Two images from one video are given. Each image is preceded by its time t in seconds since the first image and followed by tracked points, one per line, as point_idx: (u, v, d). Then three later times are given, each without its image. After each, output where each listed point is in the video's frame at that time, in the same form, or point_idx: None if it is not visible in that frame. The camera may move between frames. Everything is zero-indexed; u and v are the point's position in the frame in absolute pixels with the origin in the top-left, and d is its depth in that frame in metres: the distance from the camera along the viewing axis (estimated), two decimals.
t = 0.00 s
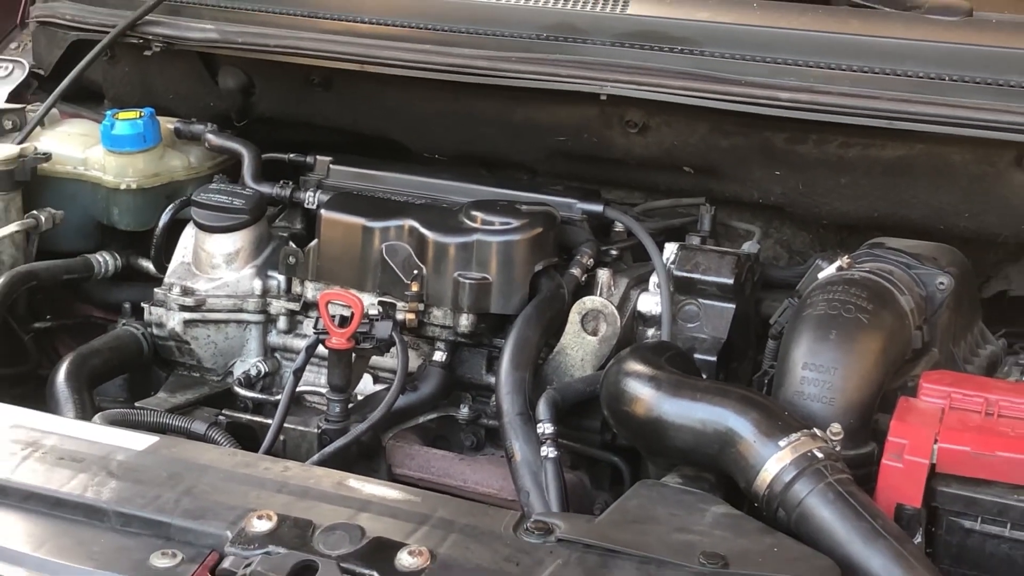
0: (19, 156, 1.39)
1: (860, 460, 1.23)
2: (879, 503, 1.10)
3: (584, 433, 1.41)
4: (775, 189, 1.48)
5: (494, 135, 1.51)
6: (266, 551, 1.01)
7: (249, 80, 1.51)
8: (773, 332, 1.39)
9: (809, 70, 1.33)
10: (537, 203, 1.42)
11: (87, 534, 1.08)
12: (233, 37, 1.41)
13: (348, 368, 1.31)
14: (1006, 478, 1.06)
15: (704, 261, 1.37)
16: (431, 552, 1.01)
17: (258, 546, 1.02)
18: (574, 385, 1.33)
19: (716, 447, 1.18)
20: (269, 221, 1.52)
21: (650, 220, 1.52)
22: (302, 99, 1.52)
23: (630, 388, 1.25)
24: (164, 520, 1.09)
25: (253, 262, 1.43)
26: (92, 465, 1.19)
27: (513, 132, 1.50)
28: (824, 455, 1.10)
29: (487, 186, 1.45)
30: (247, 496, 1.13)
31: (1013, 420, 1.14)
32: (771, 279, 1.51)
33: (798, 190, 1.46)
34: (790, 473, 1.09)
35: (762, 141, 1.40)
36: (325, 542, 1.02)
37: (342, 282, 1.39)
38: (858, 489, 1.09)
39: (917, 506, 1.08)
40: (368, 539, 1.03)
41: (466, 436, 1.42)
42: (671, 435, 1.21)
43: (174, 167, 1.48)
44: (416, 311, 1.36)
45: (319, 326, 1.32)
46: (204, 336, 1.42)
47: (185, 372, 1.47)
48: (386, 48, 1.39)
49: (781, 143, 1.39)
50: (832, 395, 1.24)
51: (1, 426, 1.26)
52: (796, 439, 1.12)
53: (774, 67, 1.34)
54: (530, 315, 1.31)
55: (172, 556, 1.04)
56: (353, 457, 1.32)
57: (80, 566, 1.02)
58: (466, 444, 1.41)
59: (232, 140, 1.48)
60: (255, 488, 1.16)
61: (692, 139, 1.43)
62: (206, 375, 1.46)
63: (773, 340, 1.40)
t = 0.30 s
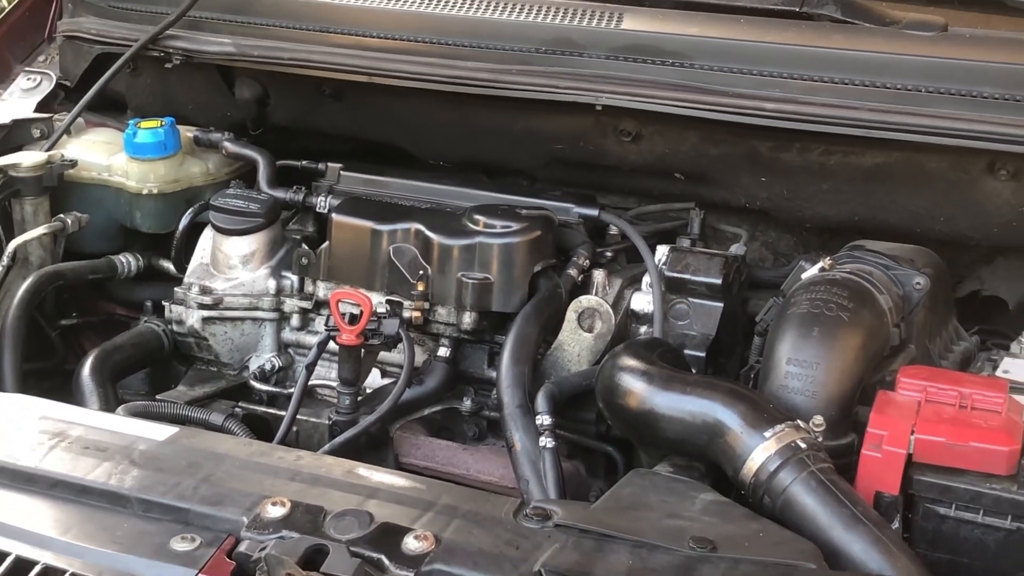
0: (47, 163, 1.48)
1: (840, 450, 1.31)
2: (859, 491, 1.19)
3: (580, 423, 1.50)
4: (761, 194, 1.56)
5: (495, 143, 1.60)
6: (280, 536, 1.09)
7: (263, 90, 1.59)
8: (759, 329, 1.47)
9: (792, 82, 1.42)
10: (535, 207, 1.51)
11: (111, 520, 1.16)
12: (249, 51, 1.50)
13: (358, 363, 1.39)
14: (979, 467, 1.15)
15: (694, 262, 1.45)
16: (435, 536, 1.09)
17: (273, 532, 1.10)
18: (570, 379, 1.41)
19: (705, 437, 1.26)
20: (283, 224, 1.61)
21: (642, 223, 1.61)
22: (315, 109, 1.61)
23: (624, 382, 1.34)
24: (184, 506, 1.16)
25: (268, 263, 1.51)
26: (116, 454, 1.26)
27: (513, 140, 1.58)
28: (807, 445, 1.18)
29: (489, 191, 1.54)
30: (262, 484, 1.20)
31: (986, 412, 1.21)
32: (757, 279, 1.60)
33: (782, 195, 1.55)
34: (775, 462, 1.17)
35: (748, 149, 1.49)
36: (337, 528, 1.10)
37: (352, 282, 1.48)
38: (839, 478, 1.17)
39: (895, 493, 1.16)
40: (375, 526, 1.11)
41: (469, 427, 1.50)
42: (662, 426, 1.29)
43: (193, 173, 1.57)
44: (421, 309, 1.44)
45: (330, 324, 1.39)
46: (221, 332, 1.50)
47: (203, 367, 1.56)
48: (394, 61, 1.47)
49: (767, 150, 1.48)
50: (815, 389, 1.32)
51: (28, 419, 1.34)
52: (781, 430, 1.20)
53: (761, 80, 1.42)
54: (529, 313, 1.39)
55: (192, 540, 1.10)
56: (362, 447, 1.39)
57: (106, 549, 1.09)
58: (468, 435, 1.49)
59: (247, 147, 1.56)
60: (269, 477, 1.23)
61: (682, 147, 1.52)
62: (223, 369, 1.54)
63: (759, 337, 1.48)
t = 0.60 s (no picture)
0: (71, 169, 1.57)
1: (822, 441, 1.39)
2: (838, 479, 1.29)
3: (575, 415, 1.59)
4: (747, 200, 1.65)
5: (495, 151, 1.69)
6: (292, 522, 1.15)
7: (277, 101, 1.69)
8: (744, 327, 1.56)
9: (776, 94, 1.50)
10: (533, 211, 1.60)
11: (132, 507, 1.23)
12: (264, 64, 1.59)
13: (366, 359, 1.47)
14: (952, 457, 1.24)
15: (684, 263, 1.54)
16: (439, 523, 1.15)
17: (286, 518, 1.16)
18: (567, 374, 1.51)
19: (694, 429, 1.34)
20: (295, 228, 1.70)
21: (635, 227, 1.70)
22: (326, 119, 1.70)
23: (617, 377, 1.42)
24: (202, 494, 1.23)
25: (281, 264, 1.61)
26: (138, 445, 1.33)
27: (512, 148, 1.67)
28: (790, 437, 1.27)
29: (490, 197, 1.63)
30: (277, 474, 1.28)
31: (960, 405, 1.30)
32: (743, 280, 1.69)
33: (767, 201, 1.64)
34: (760, 453, 1.26)
35: (734, 157, 1.57)
36: (347, 515, 1.16)
37: (360, 282, 1.57)
38: (821, 468, 1.25)
39: (872, 482, 1.27)
40: (383, 512, 1.17)
41: (471, 419, 1.59)
42: (654, 418, 1.38)
43: (211, 179, 1.66)
44: (425, 308, 1.52)
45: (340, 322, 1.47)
46: (237, 330, 1.59)
47: (220, 362, 1.64)
48: (401, 74, 1.56)
49: (753, 158, 1.56)
50: (797, 383, 1.40)
51: (54, 411, 1.42)
52: (765, 422, 1.29)
53: (747, 92, 1.51)
54: (528, 311, 1.48)
55: (209, 526, 1.18)
56: (370, 438, 1.47)
57: (127, 535, 1.16)
58: (470, 426, 1.58)
59: (262, 155, 1.65)
60: (282, 467, 1.30)
61: (673, 155, 1.61)
62: (239, 365, 1.63)
63: (745, 335, 1.57)
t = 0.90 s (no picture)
0: (97, 177, 1.69)
1: (804, 433, 1.48)
2: (821, 469, 1.39)
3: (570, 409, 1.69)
4: (733, 206, 1.75)
5: (495, 159, 1.79)
6: (304, 510, 1.24)
7: (290, 113, 1.81)
8: (730, 326, 1.66)
9: (761, 105, 1.59)
10: (531, 217, 1.70)
11: (153, 497, 1.31)
12: (277, 78, 1.70)
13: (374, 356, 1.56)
14: (927, 448, 1.34)
15: (674, 266, 1.64)
16: (442, 510, 1.24)
17: (298, 506, 1.24)
18: (563, 369, 1.60)
19: (683, 422, 1.43)
20: (307, 232, 1.79)
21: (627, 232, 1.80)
22: (335, 131, 1.82)
23: (611, 372, 1.52)
24: (220, 484, 1.31)
25: (293, 266, 1.71)
26: (159, 438, 1.42)
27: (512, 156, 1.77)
28: (774, 429, 1.36)
29: (491, 203, 1.72)
30: (289, 464, 1.35)
31: (934, 399, 1.39)
32: (730, 281, 1.78)
33: (752, 207, 1.74)
34: (746, 445, 1.35)
35: (721, 165, 1.67)
36: (355, 502, 1.25)
37: (368, 283, 1.66)
38: (804, 460, 1.34)
39: (853, 472, 1.36)
40: (390, 501, 1.26)
41: (473, 412, 1.68)
42: (646, 411, 1.47)
43: (227, 187, 1.77)
44: (430, 307, 1.62)
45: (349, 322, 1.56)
46: (253, 328, 1.68)
47: (237, 358, 1.74)
48: (406, 87, 1.66)
49: (739, 165, 1.66)
50: (781, 379, 1.49)
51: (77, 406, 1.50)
52: (751, 415, 1.38)
53: (731, 104, 1.60)
54: (526, 311, 1.57)
55: (226, 514, 1.26)
56: (378, 430, 1.56)
57: (148, 522, 1.24)
58: (472, 419, 1.68)
59: (276, 163, 1.76)
60: (294, 457, 1.37)
61: (663, 163, 1.71)
62: (254, 361, 1.73)
63: (732, 334, 1.66)
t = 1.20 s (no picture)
0: (117, 184, 1.81)
1: (789, 426, 1.57)
2: (806, 461, 1.48)
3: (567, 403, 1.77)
4: (722, 211, 1.83)
5: (495, 166, 1.88)
6: (314, 500, 1.30)
7: (300, 123, 1.92)
8: (720, 325, 1.74)
9: (748, 115, 1.67)
10: (530, 222, 1.78)
11: (170, 487, 1.37)
12: (288, 89, 1.80)
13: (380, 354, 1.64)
14: (906, 441, 1.43)
15: (666, 268, 1.72)
16: (445, 501, 1.30)
17: (308, 496, 1.31)
18: (560, 366, 1.69)
19: (675, 416, 1.51)
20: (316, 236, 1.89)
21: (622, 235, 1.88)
22: (344, 139, 1.92)
23: (606, 368, 1.60)
24: (233, 475, 1.37)
25: (304, 268, 1.80)
26: (175, 431, 1.47)
27: (511, 163, 1.86)
28: (761, 423, 1.44)
29: (492, 208, 1.81)
30: (299, 456, 1.42)
31: (913, 395, 1.49)
32: (720, 283, 1.86)
33: (740, 212, 1.82)
34: (734, 437, 1.43)
35: (710, 172, 1.76)
36: (362, 493, 1.31)
37: (375, 284, 1.74)
38: (788, 451, 1.42)
39: (835, 463, 1.45)
40: (395, 491, 1.31)
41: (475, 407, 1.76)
42: (639, 406, 1.55)
43: (240, 193, 1.89)
44: (433, 307, 1.69)
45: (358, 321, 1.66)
46: (265, 328, 1.78)
47: (251, 356, 1.84)
48: (410, 97, 1.75)
49: (726, 172, 1.75)
50: (768, 375, 1.57)
51: (93, 401, 1.54)
52: (738, 411, 1.46)
53: (720, 113, 1.67)
54: (524, 311, 1.65)
55: (240, 504, 1.32)
56: (384, 425, 1.64)
57: (165, 512, 1.31)
58: (474, 414, 1.76)
59: (287, 169, 1.86)
60: (304, 450, 1.44)
61: (655, 170, 1.79)
62: (266, 359, 1.82)
63: (721, 333, 1.74)
